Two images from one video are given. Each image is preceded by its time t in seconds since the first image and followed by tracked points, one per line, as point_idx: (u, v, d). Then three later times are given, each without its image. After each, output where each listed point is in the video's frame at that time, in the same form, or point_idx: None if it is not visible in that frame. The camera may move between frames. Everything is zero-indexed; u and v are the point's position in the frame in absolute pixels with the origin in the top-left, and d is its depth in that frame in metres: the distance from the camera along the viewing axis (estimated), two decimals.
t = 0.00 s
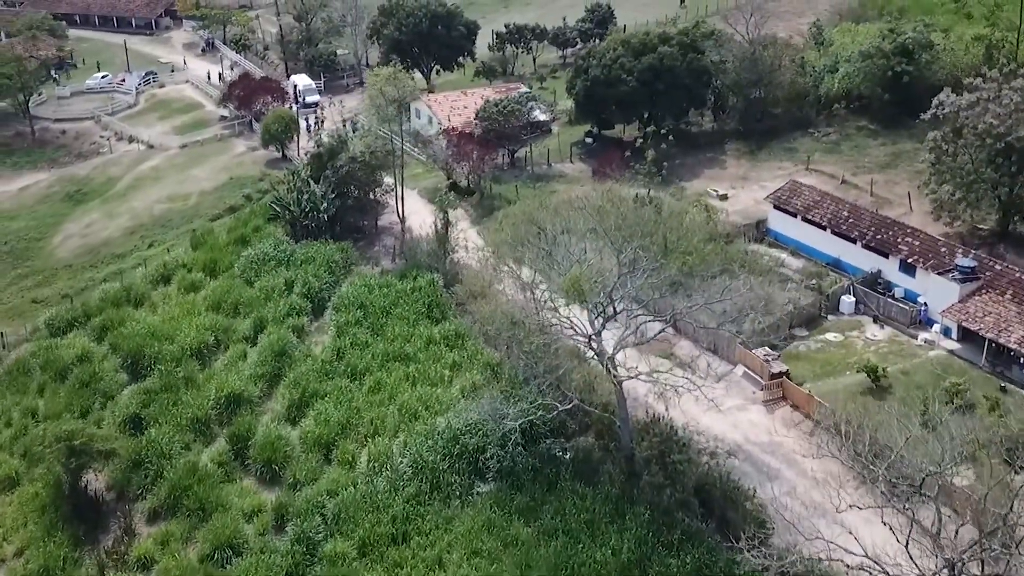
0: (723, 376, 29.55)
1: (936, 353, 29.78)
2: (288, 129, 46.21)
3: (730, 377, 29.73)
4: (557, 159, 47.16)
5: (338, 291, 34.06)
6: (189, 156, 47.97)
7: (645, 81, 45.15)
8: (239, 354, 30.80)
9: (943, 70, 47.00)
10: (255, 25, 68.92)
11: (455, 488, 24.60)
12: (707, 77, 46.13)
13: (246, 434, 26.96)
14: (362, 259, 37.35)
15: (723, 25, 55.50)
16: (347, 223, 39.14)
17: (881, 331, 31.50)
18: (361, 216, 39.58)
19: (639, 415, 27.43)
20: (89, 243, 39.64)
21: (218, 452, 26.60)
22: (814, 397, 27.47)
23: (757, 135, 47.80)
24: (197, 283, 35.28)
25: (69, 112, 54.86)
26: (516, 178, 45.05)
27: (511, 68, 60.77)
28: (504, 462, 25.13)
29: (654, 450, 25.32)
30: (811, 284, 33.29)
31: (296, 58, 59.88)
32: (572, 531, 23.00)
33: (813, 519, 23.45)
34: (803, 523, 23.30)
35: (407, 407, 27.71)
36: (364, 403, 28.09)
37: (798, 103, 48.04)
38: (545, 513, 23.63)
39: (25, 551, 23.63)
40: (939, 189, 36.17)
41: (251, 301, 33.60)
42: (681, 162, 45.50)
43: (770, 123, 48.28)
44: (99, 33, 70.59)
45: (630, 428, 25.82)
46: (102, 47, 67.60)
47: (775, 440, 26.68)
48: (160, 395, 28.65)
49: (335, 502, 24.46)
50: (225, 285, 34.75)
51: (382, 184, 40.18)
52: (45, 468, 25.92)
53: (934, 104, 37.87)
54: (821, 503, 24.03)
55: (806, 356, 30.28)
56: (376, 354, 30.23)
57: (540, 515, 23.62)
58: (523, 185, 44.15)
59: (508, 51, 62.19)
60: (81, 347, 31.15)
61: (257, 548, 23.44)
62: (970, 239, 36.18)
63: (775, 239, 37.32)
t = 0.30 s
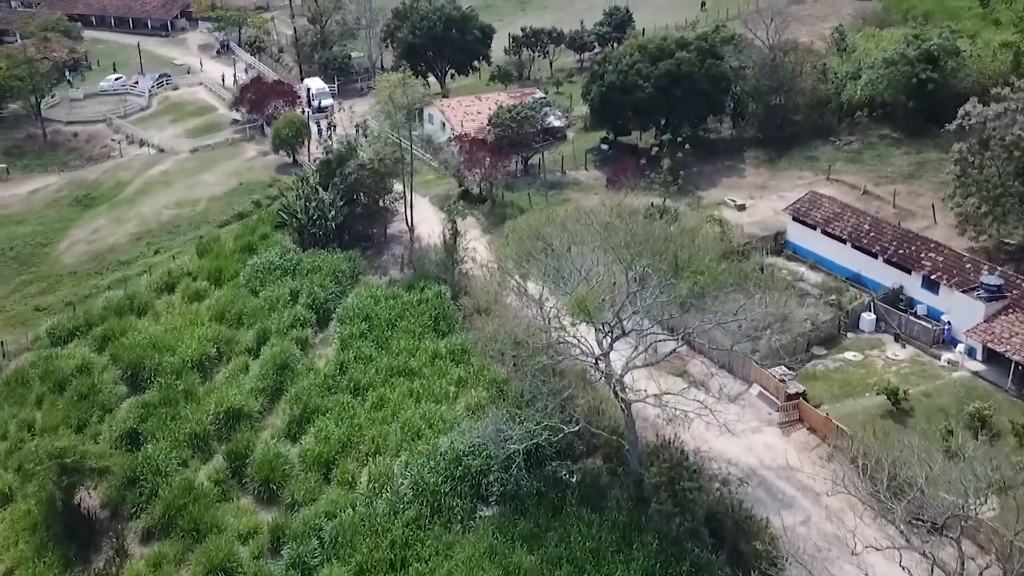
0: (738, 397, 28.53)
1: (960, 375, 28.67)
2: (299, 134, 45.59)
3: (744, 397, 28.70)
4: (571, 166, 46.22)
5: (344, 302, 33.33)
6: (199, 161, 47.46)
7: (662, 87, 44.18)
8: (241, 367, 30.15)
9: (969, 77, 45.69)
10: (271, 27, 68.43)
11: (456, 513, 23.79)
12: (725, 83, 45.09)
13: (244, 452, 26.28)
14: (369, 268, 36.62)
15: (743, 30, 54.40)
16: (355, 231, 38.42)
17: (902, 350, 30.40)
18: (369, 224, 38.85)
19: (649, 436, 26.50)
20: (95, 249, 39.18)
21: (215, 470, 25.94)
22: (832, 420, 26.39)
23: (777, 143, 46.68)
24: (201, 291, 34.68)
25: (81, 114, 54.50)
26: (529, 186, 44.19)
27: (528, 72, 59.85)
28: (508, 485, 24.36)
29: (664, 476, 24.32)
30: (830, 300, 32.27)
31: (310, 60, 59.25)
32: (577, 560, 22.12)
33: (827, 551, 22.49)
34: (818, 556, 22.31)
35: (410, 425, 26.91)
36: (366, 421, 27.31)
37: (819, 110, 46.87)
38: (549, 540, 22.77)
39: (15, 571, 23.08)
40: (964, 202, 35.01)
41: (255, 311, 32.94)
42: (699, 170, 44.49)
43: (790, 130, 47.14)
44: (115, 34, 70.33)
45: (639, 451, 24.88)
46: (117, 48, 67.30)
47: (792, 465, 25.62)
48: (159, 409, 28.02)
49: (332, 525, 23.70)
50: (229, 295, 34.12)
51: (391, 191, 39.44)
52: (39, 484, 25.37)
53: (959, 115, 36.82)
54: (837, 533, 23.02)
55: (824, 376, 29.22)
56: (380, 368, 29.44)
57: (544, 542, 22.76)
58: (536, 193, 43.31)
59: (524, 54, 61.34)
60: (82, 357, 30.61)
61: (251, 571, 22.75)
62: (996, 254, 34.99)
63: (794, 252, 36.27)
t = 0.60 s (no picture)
0: (751, 418, 27.39)
1: (984, 398, 27.52)
2: (308, 139, 44.90)
3: (758, 418, 27.62)
4: (584, 174, 45.28)
5: (348, 314, 32.54)
6: (208, 166, 46.90)
7: (677, 94, 43.18)
8: (240, 381, 29.44)
9: (996, 85, 44.39)
10: (285, 29, 67.87)
11: (456, 539, 22.97)
12: (743, 90, 44.02)
13: (240, 470, 25.55)
14: (375, 278, 35.83)
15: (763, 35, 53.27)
16: (361, 239, 37.64)
17: (923, 370, 29.27)
18: (377, 233, 38.09)
19: (658, 459, 25.51)
20: (99, 256, 38.68)
21: (210, 489, 25.26)
22: (849, 445, 25.24)
23: (797, 151, 45.56)
24: (204, 301, 34.05)
25: (92, 117, 54.10)
26: (540, 194, 43.29)
27: (542, 77, 58.93)
28: (510, 511, 23.52)
29: (672, 505, 23.23)
30: (848, 318, 31.28)
31: (322, 64, 58.62)
32: None
33: None
34: None
35: (411, 444, 26.05)
36: (366, 440, 26.46)
37: (840, 118, 45.71)
38: (551, 570, 21.92)
39: None
40: (989, 216, 33.82)
41: (258, 323, 32.25)
42: (715, 180, 43.47)
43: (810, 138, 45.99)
44: (130, 35, 69.97)
45: (646, 476, 23.88)
46: (131, 50, 66.92)
47: (807, 492, 24.47)
48: (155, 424, 27.37)
49: (328, 549, 22.92)
50: (231, 305, 33.44)
51: (399, 200, 38.67)
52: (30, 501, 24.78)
53: (985, 126, 35.66)
54: (853, 567, 21.90)
55: (842, 397, 28.14)
56: (382, 384, 28.58)
57: (546, 572, 21.91)
58: (549, 201, 42.45)
59: (540, 59, 60.44)
60: (80, 369, 30.04)
61: None
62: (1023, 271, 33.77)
63: (812, 266, 35.18)
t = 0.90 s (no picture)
0: (764, 440, 26.30)
1: (1006, 423, 26.40)
2: (314, 144, 44.17)
3: (769, 441, 26.54)
4: (595, 181, 44.36)
5: (350, 327, 31.75)
6: (213, 171, 46.27)
7: (691, 101, 42.15)
8: (237, 396, 28.72)
9: (1019, 94, 43.16)
10: (295, 32, 67.28)
11: (453, 567, 22.12)
12: (758, 97, 42.94)
13: (233, 491, 24.80)
14: (378, 288, 35.06)
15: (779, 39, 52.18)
16: (365, 249, 36.85)
17: (943, 392, 28.16)
18: (382, 242, 37.29)
19: (665, 484, 24.52)
20: (100, 263, 38.10)
21: (203, 509, 24.57)
22: (865, 471, 24.11)
23: (813, 160, 44.47)
24: (203, 312, 33.36)
25: (99, 120, 53.58)
26: (549, 202, 42.37)
27: (554, 81, 58.07)
28: (509, 539, 22.63)
29: (677, 537, 22.56)
30: (864, 336, 30.24)
31: (331, 67, 57.97)
32: None
33: None
34: None
35: (409, 465, 25.18)
36: (363, 461, 25.60)
37: (858, 126, 44.59)
38: None
39: None
40: (1012, 231, 32.67)
41: (257, 335, 31.52)
42: (729, 189, 42.43)
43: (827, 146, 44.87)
44: (140, 37, 69.46)
45: (652, 503, 22.92)
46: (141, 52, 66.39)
47: (820, 521, 23.36)
48: (148, 441, 26.66)
49: None
50: (231, 316, 32.72)
51: (405, 208, 37.87)
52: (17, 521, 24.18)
53: (1010, 137, 34.49)
54: None
55: (857, 420, 27.07)
56: (382, 401, 27.72)
57: None
58: (558, 210, 41.56)
59: (552, 63, 59.57)
60: (74, 381, 29.40)
61: None
62: None
63: (828, 280, 34.15)
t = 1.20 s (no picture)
0: (775, 465, 25.25)
1: None
2: (319, 151, 43.44)
3: (781, 466, 25.49)
4: (605, 190, 43.45)
5: (350, 341, 30.93)
6: (217, 177, 45.63)
7: (703, 109, 41.15)
8: (233, 413, 27.95)
9: None
10: (305, 35, 66.65)
11: None
12: (773, 105, 41.88)
13: (224, 514, 24.03)
14: (381, 300, 34.26)
15: (795, 45, 51.10)
16: (368, 259, 36.07)
17: (963, 417, 27.08)
18: (385, 252, 36.49)
19: (672, 511, 23.48)
20: (99, 271, 37.50)
21: (192, 533, 23.79)
22: (880, 502, 23.06)
23: (829, 169, 43.39)
24: (202, 324, 32.62)
25: (105, 123, 53.02)
26: (558, 212, 41.49)
27: (565, 86, 57.13)
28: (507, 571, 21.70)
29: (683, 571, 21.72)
30: (881, 357, 29.21)
31: (340, 71, 57.24)
32: None
33: None
34: None
35: (406, 489, 24.31)
36: (359, 484, 24.76)
37: (876, 135, 43.47)
38: None
39: None
40: None
41: (255, 348, 30.75)
42: (742, 199, 41.42)
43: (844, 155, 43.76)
44: (150, 39, 68.94)
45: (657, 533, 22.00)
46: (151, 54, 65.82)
47: (833, 553, 22.35)
48: (139, 460, 25.93)
49: None
50: (229, 329, 31.98)
51: (409, 218, 37.06)
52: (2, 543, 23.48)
53: None
54: None
55: (873, 445, 26.03)
56: (381, 420, 26.86)
57: None
58: (567, 220, 40.66)
59: (563, 67, 58.70)
60: (67, 396, 28.71)
61: None
62: None
63: (844, 296, 33.07)
